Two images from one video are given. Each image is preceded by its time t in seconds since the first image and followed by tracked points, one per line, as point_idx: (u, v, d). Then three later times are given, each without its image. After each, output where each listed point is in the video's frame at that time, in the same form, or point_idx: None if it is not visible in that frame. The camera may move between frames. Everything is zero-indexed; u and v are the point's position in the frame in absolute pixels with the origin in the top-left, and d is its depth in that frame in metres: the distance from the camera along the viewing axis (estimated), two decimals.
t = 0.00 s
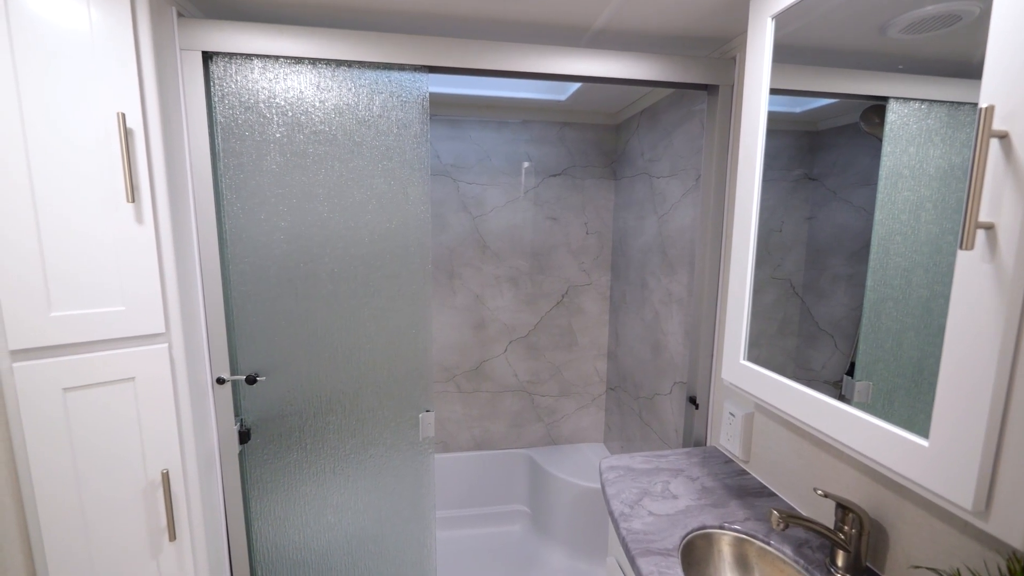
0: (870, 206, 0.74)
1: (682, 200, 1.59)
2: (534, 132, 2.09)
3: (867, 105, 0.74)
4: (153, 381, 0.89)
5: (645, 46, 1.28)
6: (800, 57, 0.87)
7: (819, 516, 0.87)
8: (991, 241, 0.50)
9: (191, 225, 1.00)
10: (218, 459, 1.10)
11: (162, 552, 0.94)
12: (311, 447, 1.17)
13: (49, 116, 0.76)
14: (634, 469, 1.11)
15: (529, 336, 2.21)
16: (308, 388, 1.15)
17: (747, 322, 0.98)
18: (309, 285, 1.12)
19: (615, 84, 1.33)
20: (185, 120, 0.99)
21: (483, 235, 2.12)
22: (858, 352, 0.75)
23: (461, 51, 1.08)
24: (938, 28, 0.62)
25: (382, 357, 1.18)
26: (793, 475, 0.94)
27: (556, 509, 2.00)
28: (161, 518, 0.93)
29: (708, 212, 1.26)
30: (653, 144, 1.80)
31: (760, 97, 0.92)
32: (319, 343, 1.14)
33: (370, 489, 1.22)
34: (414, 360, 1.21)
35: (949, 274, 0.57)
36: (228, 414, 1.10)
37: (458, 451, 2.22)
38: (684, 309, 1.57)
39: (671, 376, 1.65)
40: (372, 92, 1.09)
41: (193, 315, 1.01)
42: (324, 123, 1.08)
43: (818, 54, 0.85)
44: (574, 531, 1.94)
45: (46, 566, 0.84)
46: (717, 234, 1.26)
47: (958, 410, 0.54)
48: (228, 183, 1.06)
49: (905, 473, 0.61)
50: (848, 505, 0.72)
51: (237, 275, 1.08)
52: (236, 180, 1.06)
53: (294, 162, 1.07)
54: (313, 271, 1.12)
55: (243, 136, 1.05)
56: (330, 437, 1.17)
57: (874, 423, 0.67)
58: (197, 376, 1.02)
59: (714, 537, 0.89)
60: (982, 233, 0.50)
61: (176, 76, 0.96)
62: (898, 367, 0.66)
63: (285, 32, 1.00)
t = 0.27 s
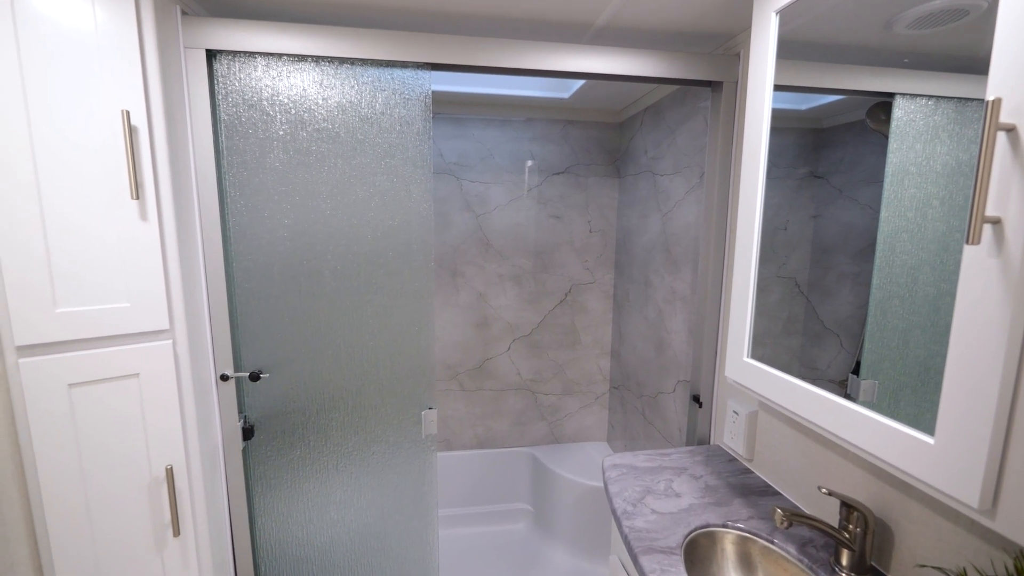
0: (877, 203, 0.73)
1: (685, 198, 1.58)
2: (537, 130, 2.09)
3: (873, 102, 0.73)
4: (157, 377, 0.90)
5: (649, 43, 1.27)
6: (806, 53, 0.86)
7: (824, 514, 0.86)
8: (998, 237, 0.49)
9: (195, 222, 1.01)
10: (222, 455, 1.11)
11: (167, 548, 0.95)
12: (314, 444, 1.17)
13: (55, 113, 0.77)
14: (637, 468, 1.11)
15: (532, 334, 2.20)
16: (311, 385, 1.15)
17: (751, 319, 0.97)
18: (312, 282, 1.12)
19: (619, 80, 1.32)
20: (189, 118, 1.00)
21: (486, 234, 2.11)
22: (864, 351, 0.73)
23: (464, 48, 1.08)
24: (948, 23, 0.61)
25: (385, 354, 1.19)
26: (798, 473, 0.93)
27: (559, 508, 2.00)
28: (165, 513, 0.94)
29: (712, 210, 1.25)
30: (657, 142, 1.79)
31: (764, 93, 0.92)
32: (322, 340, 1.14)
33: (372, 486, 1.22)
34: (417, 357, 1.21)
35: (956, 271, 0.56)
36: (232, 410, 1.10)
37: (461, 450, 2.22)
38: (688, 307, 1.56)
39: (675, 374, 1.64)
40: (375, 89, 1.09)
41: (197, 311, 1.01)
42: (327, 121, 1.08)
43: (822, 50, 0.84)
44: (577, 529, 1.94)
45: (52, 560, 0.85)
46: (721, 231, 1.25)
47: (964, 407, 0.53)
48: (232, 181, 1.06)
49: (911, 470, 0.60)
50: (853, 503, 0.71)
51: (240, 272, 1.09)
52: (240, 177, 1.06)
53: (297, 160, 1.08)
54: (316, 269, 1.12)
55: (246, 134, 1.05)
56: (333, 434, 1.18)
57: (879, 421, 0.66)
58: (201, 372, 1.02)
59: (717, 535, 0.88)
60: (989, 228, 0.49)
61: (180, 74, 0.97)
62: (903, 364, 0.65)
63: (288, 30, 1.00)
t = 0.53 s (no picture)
0: (884, 201, 0.72)
1: (689, 196, 1.57)
2: (540, 128, 2.09)
3: (878, 99, 0.73)
4: (161, 373, 0.90)
5: (653, 39, 1.27)
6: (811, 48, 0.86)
7: (828, 514, 0.86)
8: (1006, 232, 0.48)
9: (199, 220, 1.01)
10: (226, 452, 1.11)
11: (171, 543, 0.95)
12: (317, 441, 1.18)
13: (60, 110, 0.77)
14: (640, 466, 1.10)
15: (535, 332, 2.20)
16: (314, 382, 1.16)
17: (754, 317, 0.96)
18: (315, 280, 1.12)
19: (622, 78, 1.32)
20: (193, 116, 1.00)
21: (489, 232, 2.11)
22: (870, 350, 0.73)
23: (466, 45, 1.08)
24: (958, 17, 0.59)
25: (387, 351, 1.19)
26: (802, 472, 0.92)
27: (562, 507, 2.00)
28: (169, 509, 0.94)
29: (716, 208, 1.25)
30: (661, 140, 1.78)
31: (769, 90, 0.91)
32: (325, 338, 1.15)
33: (375, 483, 1.22)
34: (419, 354, 1.21)
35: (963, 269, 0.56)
36: (236, 407, 1.11)
37: (464, 448, 2.22)
38: (691, 305, 1.55)
39: (678, 373, 1.64)
40: (377, 87, 1.09)
41: (201, 309, 1.02)
42: (330, 118, 1.08)
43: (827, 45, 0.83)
44: (579, 528, 1.94)
45: (57, 555, 0.86)
46: (725, 229, 1.24)
47: (971, 405, 0.53)
48: (235, 178, 1.06)
49: (917, 469, 0.60)
50: (858, 502, 0.71)
51: (244, 269, 1.09)
52: (243, 174, 1.06)
53: (300, 157, 1.08)
54: (319, 266, 1.12)
55: (250, 131, 1.06)
56: (336, 431, 1.18)
57: (885, 419, 0.65)
58: (205, 369, 1.03)
59: (720, 534, 0.88)
60: (997, 223, 0.49)
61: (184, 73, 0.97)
62: (909, 363, 0.64)
63: (290, 28, 1.00)
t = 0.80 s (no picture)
0: (890, 199, 0.71)
1: (693, 194, 1.56)
2: (544, 126, 2.08)
3: (885, 96, 0.72)
4: (165, 369, 0.91)
5: (657, 36, 1.26)
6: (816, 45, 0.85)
7: (834, 514, 0.85)
8: (1016, 228, 0.48)
9: (203, 217, 1.02)
10: (230, 449, 1.12)
11: (175, 539, 0.96)
12: (320, 438, 1.18)
13: (66, 108, 0.78)
14: (643, 465, 1.10)
15: (538, 331, 2.20)
16: (317, 379, 1.16)
17: (759, 316, 0.96)
18: (318, 277, 1.13)
19: (626, 75, 1.31)
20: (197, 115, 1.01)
21: (492, 230, 2.11)
22: (874, 350, 0.72)
23: (468, 42, 1.07)
24: (967, 11, 0.58)
25: (390, 349, 1.19)
26: (807, 472, 0.92)
27: (565, 505, 2.00)
28: (173, 505, 0.95)
29: (720, 205, 1.24)
30: (665, 138, 1.77)
31: (774, 87, 0.90)
32: (328, 335, 1.15)
33: (378, 481, 1.23)
34: (422, 352, 1.21)
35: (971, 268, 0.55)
36: (239, 404, 1.11)
37: (467, 446, 2.22)
38: (695, 304, 1.55)
39: (682, 371, 1.63)
40: (380, 84, 1.09)
41: (205, 306, 1.02)
42: (333, 116, 1.08)
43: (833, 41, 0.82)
44: (582, 527, 1.94)
45: (63, 549, 0.87)
46: (729, 227, 1.24)
47: (980, 404, 0.52)
48: (239, 176, 1.07)
49: (924, 468, 0.59)
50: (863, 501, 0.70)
51: (248, 267, 1.10)
52: (246, 172, 1.07)
53: (303, 155, 1.08)
54: (322, 263, 1.12)
55: (253, 129, 1.06)
56: (339, 428, 1.18)
57: (891, 418, 0.65)
58: (209, 366, 1.03)
59: (724, 533, 0.87)
60: (1005, 219, 0.48)
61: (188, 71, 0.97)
62: (916, 362, 0.64)
63: (293, 25, 1.00)
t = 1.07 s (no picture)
0: (897, 197, 0.70)
1: (697, 192, 1.56)
2: (548, 124, 2.08)
3: (892, 94, 0.71)
4: (171, 366, 0.92)
5: (661, 33, 1.25)
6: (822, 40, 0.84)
7: (839, 514, 0.84)
8: None
9: (208, 215, 1.02)
10: (235, 445, 1.12)
11: (180, 534, 0.97)
12: (324, 435, 1.19)
13: (74, 106, 0.78)
14: (646, 463, 1.10)
15: (542, 330, 2.20)
16: (321, 377, 1.17)
17: (763, 314, 0.95)
18: (322, 275, 1.13)
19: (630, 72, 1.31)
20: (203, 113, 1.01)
21: (496, 229, 2.11)
22: (881, 349, 0.71)
23: (472, 40, 1.07)
24: (975, 6, 0.57)
25: (394, 347, 1.19)
26: (812, 471, 0.91)
27: (568, 504, 2.00)
28: (178, 500, 0.95)
29: (725, 204, 1.23)
30: (669, 136, 1.76)
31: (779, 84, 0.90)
32: (332, 333, 1.15)
33: (381, 478, 1.23)
34: (425, 350, 1.21)
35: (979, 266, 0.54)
36: (244, 401, 1.12)
37: (470, 445, 2.23)
38: (699, 302, 1.54)
39: (686, 370, 1.62)
40: (384, 82, 1.09)
41: (210, 304, 1.03)
42: (337, 114, 1.08)
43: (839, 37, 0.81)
44: (586, 526, 1.93)
45: (70, 543, 0.87)
46: (734, 225, 1.23)
47: (987, 403, 0.51)
48: (244, 174, 1.07)
49: (931, 468, 0.58)
50: (869, 500, 0.69)
51: (253, 265, 1.10)
52: (251, 170, 1.07)
53: (308, 153, 1.08)
54: (326, 261, 1.13)
55: (258, 127, 1.06)
56: (343, 426, 1.19)
57: (898, 417, 0.64)
58: (214, 363, 1.04)
59: (728, 532, 0.87)
60: (1014, 215, 0.48)
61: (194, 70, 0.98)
62: (923, 361, 0.63)
63: (298, 24, 1.00)
